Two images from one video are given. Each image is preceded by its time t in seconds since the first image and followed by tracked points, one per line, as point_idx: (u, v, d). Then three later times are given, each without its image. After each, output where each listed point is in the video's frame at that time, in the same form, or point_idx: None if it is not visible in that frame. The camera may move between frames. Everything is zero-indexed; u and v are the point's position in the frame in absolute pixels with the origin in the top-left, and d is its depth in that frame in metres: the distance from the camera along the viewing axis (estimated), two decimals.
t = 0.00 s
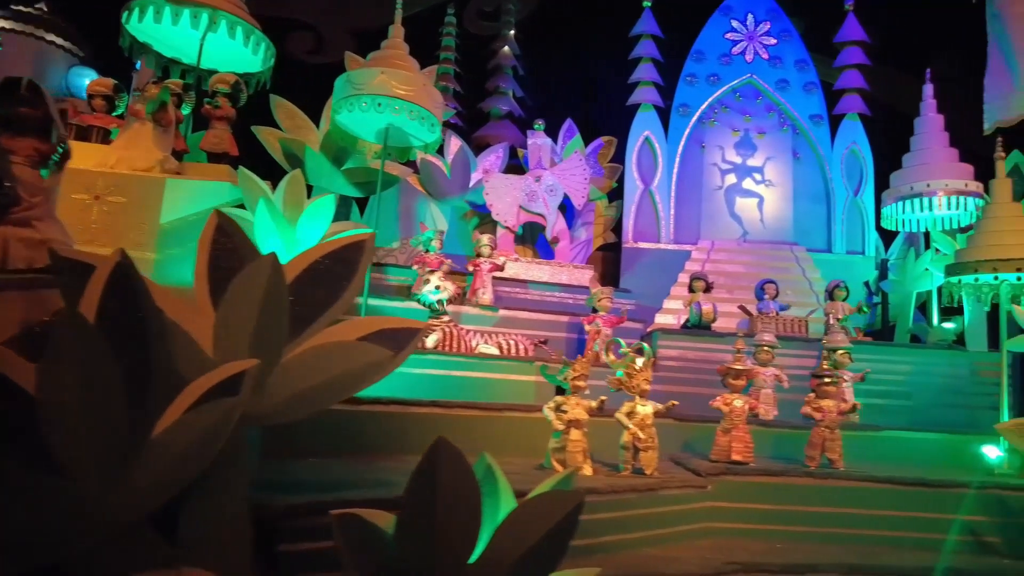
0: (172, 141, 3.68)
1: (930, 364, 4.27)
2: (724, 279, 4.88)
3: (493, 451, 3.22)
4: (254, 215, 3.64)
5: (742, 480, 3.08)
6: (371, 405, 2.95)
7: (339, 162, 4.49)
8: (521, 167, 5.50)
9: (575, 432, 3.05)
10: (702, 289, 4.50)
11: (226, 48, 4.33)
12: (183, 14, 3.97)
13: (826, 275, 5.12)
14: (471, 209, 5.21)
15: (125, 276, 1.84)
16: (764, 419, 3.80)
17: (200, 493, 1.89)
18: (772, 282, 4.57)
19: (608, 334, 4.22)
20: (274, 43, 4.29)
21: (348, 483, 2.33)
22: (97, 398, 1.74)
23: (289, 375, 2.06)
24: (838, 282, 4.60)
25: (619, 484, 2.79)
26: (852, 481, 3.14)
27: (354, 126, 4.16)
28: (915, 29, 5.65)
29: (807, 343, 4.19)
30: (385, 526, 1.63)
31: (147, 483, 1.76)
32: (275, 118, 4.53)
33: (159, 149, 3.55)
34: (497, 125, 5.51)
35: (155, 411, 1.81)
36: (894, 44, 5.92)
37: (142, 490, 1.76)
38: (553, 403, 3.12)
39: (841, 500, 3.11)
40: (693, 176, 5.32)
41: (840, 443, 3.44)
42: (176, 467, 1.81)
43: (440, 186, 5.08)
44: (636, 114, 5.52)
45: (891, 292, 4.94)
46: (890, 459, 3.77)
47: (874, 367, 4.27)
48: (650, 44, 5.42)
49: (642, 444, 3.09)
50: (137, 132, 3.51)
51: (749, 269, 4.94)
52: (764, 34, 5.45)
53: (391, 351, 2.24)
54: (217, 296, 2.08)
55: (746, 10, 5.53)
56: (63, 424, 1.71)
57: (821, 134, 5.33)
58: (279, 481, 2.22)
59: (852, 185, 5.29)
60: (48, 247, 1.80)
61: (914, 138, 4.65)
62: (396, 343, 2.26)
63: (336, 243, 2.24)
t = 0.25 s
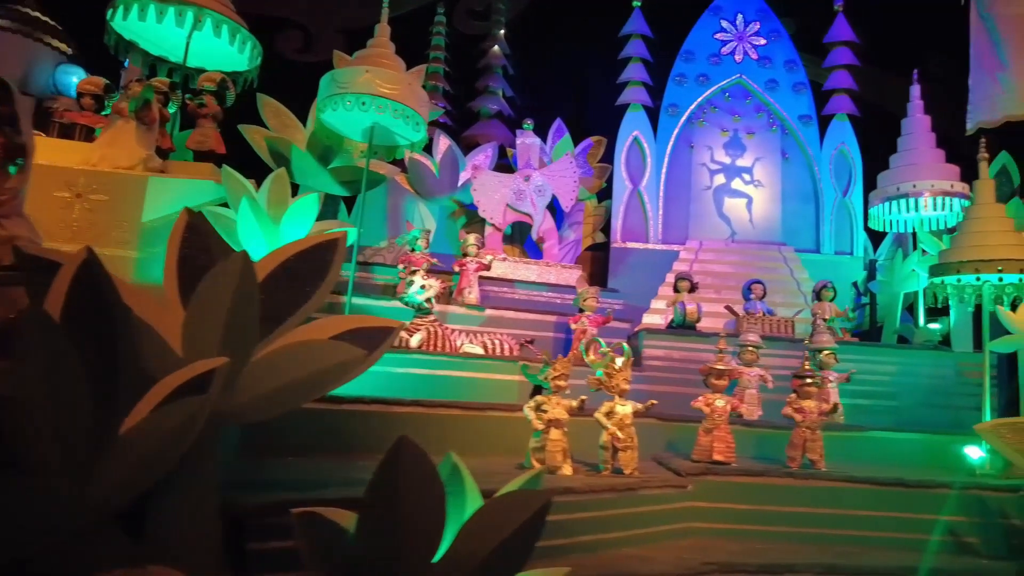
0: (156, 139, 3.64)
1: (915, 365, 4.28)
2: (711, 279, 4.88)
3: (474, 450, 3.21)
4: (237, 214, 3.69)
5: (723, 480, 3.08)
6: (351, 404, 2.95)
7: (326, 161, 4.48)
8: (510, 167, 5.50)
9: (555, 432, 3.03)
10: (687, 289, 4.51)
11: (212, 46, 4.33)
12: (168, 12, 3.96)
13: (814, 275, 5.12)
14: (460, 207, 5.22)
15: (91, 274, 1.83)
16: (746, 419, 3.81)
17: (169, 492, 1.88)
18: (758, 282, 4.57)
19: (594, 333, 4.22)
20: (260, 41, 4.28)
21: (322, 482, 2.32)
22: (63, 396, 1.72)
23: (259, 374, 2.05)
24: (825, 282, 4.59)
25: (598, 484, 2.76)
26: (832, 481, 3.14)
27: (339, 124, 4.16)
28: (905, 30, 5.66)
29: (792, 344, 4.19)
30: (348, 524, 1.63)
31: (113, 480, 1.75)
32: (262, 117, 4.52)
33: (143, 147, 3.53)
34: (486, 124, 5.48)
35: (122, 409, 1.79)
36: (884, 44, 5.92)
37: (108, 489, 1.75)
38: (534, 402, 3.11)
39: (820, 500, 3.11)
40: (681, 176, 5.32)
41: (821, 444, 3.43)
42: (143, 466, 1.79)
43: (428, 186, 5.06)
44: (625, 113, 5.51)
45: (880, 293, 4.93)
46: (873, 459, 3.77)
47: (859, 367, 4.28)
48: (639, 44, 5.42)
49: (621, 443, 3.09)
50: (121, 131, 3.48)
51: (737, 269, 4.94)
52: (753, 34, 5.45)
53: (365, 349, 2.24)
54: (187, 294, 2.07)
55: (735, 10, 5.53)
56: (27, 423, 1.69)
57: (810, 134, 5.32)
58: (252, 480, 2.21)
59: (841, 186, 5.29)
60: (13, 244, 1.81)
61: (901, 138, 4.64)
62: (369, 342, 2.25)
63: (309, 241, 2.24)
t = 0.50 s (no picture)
0: (140, 137, 3.65)
1: (899, 367, 4.28)
2: (698, 280, 4.92)
3: (455, 450, 3.21)
4: (220, 213, 3.70)
5: (703, 481, 3.07)
6: (332, 403, 2.95)
7: (313, 160, 4.48)
8: (500, 167, 5.51)
9: (535, 432, 3.02)
10: (672, 290, 4.53)
11: (200, 45, 4.32)
12: (154, 10, 3.95)
13: (802, 276, 5.12)
14: (449, 207, 5.22)
15: (59, 271, 1.83)
16: (729, 420, 3.80)
17: (136, 490, 1.87)
18: (745, 284, 4.58)
19: (579, 334, 4.23)
20: (247, 40, 4.27)
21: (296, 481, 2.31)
22: (27, 393, 1.71)
23: (230, 373, 2.06)
24: (814, 284, 4.58)
25: (576, 485, 2.75)
26: (814, 483, 3.13)
27: (326, 123, 4.16)
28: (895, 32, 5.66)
29: (778, 345, 4.19)
30: (309, 523, 1.63)
31: (81, 477, 1.76)
32: (250, 116, 4.52)
33: (126, 145, 3.54)
34: (476, 124, 5.51)
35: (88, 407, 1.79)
36: (875, 46, 5.92)
37: (72, 487, 1.74)
38: (514, 402, 3.10)
39: (799, 502, 3.10)
40: (670, 177, 5.32)
41: (805, 446, 3.41)
42: (109, 464, 1.78)
43: (417, 186, 5.05)
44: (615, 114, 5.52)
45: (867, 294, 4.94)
46: (856, 461, 3.78)
47: (844, 369, 4.28)
48: (629, 45, 5.42)
49: (602, 443, 3.09)
50: (106, 125, 3.50)
51: (725, 270, 4.98)
52: (743, 36, 5.45)
53: (339, 348, 2.24)
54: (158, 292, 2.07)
55: (726, 11, 5.53)
56: None
57: (799, 136, 5.32)
58: (225, 479, 2.20)
59: (830, 187, 5.28)
60: None
61: (888, 140, 4.65)
62: (343, 340, 2.26)
63: (282, 240, 2.24)
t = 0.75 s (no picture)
0: (123, 135, 3.61)
1: (884, 369, 4.28)
2: (686, 281, 4.92)
3: (436, 449, 3.20)
4: (203, 210, 3.70)
5: (682, 481, 3.07)
6: (310, 402, 2.94)
7: (299, 158, 4.46)
8: (490, 167, 5.50)
9: (516, 431, 3.01)
10: (659, 291, 4.53)
11: (187, 42, 4.31)
12: (139, 6, 3.94)
13: (791, 278, 5.12)
14: (438, 207, 5.21)
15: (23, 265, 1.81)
16: (714, 421, 3.79)
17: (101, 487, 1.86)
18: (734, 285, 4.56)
19: (563, 334, 4.23)
20: (234, 37, 4.26)
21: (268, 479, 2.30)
22: None
23: (201, 368, 2.06)
24: (801, 286, 4.56)
25: (555, 484, 2.70)
26: (794, 484, 3.14)
27: (311, 121, 4.16)
28: (886, 35, 5.66)
29: (763, 347, 4.21)
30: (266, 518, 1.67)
31: (46, 472, 1.75)
32: (237, 113, 4.52)
33: (110, 141, 3.50)
34: (466, 123, 5.50)
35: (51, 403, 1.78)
36: (866, 49, 5.92)
37: (33, 483, 1.73)
38: (496, 401, 3.09)
39: (777, 503, 3.11)
40: (659, 178, 5.33)
41: (789, 447, 3.38)
42: (72, 460, 1.77)
43: (405, 184, 5.08)
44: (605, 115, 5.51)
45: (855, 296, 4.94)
46: (839, 462, 3.78)
47: (828, 371, 4.29)
48: (620, 46, 5.41)
49: (584, 443, 3.07)
50: (88, 124, 3.47)
51: (713, 271, 4.98)
52: (734, 37, 5.45)
53: (310, 346, 2.24)
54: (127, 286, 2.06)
55: (716, 12, 5.52)
56: None
57: (789, 137, 5.31)
58: (195, 476, 2.19)
59: (819, 189, 5.27)
60: None
61: (876, 142, 4.65)
62: (315, 337, 2.27)
63: (254, 237, 2.24)
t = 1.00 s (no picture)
0: (107, 130, 3.61)
1: (871, 370, 4.28)
2: (673, 280, 4.91)
3: (416, 447, 3.18)
4: (186, 205, 3.68)
5: (661, 481, 3.06)
6: (289, 399, 2.92)
7: (287, 154, 4.46)
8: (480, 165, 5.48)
9: (496, 430, 2.98)
10: (648, 290, 4.51)
11: (175, 37, 4.29)
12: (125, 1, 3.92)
13: (780, 278, 5.10)
14: (428, 206, 5.18)
15: None
16: (698, 421, 3.76)
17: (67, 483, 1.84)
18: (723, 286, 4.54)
19: (547, 332, 4.25)
20: (221, 33, 4.24)
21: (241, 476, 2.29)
22: None
23: (171, 362, 2.02)
24: (789, 286, 4.55)
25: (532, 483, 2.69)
26: (774, 485, 3.14)
27: (298, 117, 4.14)
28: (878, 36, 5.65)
29: (748, 347, 4.20)
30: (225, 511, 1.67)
31: (9, 465, 1.74)
32: (224, 109, 4.50)
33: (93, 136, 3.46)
34: (456, 121, 5.49)
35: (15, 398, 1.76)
36: (858, 50, 5.91)
37: None
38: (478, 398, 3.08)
39: (757, 504, 3.10)
40: (649, 178, 5.32)
41: (774, 447, 3.34)
42: (36, 455, 1.76)
43: (394, 182, 5.07)
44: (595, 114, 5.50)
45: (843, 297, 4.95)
46: (824, 463, 3.77)
47: (815, 371, 4.28)
48: (611, 45, 5.40)
49: (566, 442, 3.04)
50: (71, 119, 3.41)
51: (702, 271, 4.96)
52: (725, 37, 5.44)
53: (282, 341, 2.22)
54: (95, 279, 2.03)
55: (708, 12, 5.51)
56: None
57: (779, 138, 5.30)
58: (166, 472, 2.17)
59: (808, 190, 5.26)
60: None
61: (865, 143, 4.63)
62: (288, 332, 2.24)
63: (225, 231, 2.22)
